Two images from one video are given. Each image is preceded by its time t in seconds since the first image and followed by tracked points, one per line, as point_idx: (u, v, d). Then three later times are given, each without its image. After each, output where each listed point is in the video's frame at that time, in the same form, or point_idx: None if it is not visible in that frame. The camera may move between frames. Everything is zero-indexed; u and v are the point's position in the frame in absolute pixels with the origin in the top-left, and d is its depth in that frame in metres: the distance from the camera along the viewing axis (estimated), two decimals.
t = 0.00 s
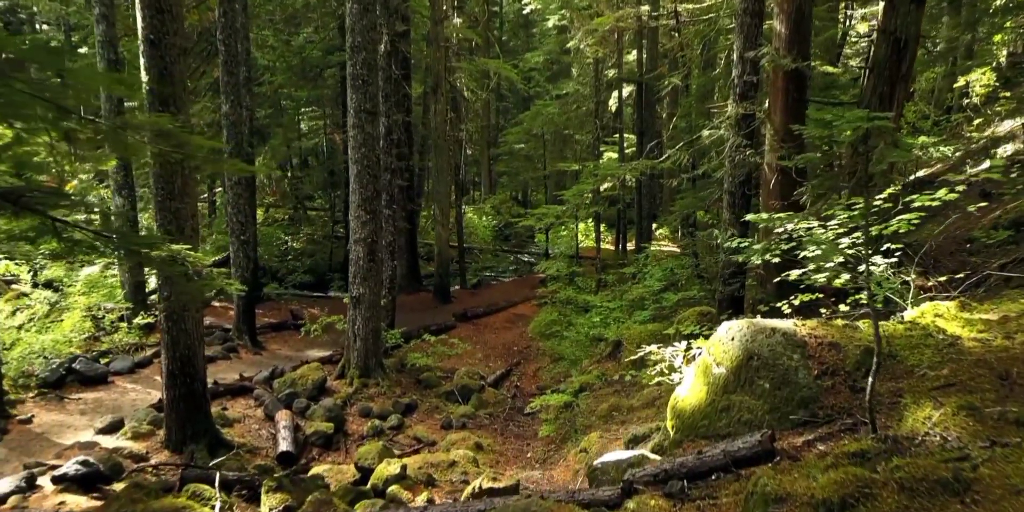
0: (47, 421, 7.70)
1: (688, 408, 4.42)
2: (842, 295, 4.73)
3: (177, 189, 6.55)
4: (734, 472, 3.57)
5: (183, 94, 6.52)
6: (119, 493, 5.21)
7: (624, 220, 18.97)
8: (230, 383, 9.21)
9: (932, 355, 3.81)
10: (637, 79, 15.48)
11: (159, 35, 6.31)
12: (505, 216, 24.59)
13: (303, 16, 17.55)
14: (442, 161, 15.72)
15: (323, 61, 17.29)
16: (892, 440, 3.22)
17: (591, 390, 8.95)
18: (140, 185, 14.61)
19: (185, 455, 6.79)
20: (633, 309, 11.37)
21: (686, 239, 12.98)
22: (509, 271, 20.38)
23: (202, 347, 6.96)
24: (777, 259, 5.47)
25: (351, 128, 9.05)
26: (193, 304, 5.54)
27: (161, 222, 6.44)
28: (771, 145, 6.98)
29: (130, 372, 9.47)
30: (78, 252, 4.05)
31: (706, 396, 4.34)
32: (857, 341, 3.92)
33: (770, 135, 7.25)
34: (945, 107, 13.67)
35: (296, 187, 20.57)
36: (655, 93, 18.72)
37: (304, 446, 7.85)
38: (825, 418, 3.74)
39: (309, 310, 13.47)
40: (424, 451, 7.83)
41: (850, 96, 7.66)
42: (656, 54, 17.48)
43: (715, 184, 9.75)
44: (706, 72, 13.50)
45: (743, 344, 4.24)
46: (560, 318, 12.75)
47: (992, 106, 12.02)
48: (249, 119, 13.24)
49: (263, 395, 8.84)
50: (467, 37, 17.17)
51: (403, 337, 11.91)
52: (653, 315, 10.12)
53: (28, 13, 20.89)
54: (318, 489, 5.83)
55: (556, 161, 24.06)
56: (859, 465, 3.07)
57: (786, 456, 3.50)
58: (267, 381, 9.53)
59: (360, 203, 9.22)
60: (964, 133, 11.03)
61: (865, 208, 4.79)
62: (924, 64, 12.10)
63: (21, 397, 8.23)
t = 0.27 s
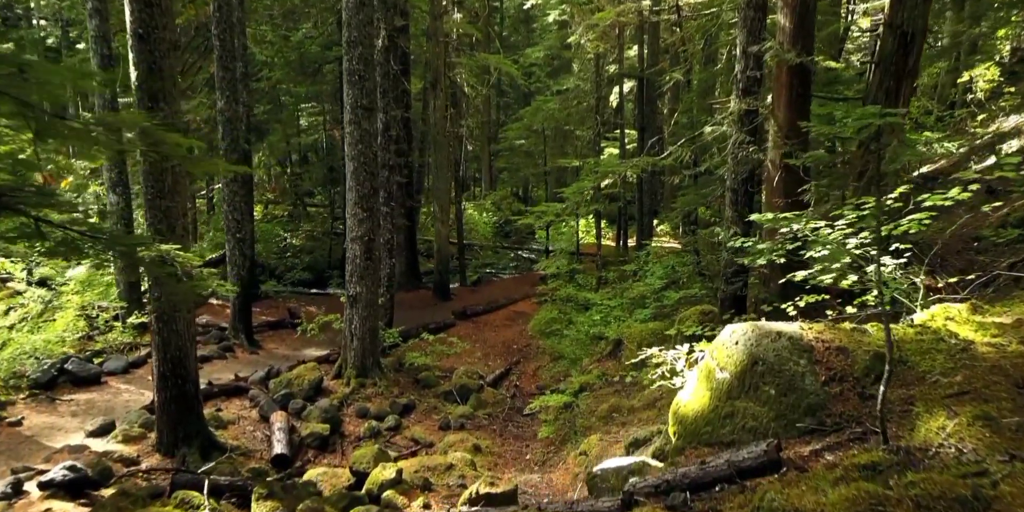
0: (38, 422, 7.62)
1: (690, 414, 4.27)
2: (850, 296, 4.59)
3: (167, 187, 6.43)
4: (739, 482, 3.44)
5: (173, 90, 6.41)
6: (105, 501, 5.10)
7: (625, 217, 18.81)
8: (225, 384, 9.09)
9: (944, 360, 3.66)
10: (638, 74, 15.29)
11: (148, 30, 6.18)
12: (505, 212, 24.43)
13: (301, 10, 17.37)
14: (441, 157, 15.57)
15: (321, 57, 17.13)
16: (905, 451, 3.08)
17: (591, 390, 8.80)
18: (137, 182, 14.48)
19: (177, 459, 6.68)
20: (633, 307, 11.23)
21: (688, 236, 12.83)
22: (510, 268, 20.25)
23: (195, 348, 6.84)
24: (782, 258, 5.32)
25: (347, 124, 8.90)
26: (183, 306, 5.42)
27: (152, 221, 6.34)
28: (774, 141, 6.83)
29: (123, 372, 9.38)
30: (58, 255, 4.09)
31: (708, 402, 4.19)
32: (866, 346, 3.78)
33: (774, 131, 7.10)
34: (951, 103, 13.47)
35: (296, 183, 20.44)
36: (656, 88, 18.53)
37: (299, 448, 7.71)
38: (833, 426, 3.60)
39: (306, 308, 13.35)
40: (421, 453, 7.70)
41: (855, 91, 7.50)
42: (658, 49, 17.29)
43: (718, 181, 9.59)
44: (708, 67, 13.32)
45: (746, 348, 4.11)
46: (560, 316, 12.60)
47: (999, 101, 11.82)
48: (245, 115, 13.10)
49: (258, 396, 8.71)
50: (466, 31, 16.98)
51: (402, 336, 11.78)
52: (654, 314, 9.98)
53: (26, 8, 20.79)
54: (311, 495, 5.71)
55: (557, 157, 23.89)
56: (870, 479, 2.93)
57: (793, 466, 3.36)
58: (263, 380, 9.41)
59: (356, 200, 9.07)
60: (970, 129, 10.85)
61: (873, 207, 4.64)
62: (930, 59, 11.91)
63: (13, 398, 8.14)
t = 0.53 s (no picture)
0: (26, 427, 7.42)
1: (695, 426, 4.06)
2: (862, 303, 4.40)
3: (156, 188, 6.23)
4: (747, 504, 3.26)
5: (161, 87, 6.21)
6: None
7: (626, 215, 18.61)
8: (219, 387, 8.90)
9: (964, 374, 3.48)
10: (640, 71, 15.07)
11: (135, 25, 6.00)
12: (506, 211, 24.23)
13: (298, 6, 17.15)
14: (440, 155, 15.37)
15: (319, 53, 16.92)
16: (926, 474, 2.90)
17: (592, 394, 8.62)
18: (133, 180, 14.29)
19: (167, 466, 6.50)
20: (635, 308, 11.04)
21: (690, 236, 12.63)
22: (510, 267, 20.06)
23: (185, 352, 6.66)
24: (789, 263, 5.13)
25: (343, 122, 8.73)
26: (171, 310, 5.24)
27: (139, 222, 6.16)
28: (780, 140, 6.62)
29: (116, 374, 9.16)
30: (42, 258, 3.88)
31: (713, 414, 3.98)
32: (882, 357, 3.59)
33: (780, 130, 6.90)
34: (958, 100, 13.26)
35: (294, 181, 20.24)
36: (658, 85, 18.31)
37: (293, 453, 7.53)
38: (847, 442, 3.42)
39: (303, 308, 13.17)
40: (418, 458, 7.52)
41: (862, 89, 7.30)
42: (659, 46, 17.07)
43: (722, 181, 9.39)
44: (711, 63, 13.10)
45: (754, 358, 3.91)
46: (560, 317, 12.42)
47: (1008, 99, 11.61)
48: (242, 112, 12.91)
49: (252, 400, 8.53)
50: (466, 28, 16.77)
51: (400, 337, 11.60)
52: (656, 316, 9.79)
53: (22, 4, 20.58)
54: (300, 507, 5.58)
55: (557, 155, 23.69)
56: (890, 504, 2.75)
57: (805, 487, 3.18)
58: (257, 383, 9.23)
59: (352, 200, 8.89)
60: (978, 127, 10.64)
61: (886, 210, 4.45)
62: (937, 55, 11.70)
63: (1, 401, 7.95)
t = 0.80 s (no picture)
0: (13, 433, 7.24)
1: (698, 439, 3.89)
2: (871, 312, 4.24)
3: (145, 189, 6.04)
4: None
5: (150, 86, 6.02)
6: None
7: (627, 216, 18.45)
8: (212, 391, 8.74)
9: (981, 387, 3.32)
10: (641, 70, 14.90)
11: (123, 22, 5.80)
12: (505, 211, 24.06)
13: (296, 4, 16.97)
14: (439, 154, 15.20)
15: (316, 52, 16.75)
16: (945, 498, 2.74)
17: (592, 399, 8.46)
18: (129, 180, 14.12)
19: (156, 474, 6.32)
20: (636, 311, 10.88)
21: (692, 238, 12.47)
22: (510, 268, 19.90)
23: (175, 357, 6.49)
24: (795, 269, 4.97)
25: (339, 121, 8.57)
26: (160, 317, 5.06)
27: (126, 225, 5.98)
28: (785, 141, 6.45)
29: (107, 378, 8.99)
30: (30, 263, 3.70)
31: (717, 427, 3.82)
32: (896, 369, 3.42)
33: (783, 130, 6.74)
34: (962, 100, 13.08)
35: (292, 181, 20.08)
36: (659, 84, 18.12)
37: (287, 460, 7.37)
38: (859, 459, 3.26)
39: (300, 310, 13.00)
40: (414, 466, 7.37)
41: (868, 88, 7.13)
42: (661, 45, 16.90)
43: (724, 182, 9.23)
44: (713, 62, 12.93)
45: (760, 370, 3.75)
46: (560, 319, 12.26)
47: (1014, 99, 11.44)
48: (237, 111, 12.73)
49: (246, 405, 8.37)
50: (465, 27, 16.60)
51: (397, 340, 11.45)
52: (657, 319, 9.62)
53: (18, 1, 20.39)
54: None
55: (557, 155, 23.51)
56: None
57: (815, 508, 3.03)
58: (251, 387, 9.06)
59: (347, 201, 8.73)
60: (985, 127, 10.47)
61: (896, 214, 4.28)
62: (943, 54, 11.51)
63: None
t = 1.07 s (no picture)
0: None
1: (701, 454, 3.71)
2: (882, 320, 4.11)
3: (132, 193, 5.89)
4: None
5: (138, 85, 5.84)
6: None
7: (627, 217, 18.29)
8: (204, 397, 8.57)
9: (1001, 404, 3.14)
10: (642, 70, 14.73)
11: (110, 20, 5.63)
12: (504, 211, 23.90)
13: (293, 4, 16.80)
14: (437, 155, 15.05)
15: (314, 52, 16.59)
16: None
17: (591, 406, 8.31)
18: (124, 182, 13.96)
19: (144, 485, 6.16)
20: (636, 315, 10.73)
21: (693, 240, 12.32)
22: (509, 270, 19.75)
23: (165, 364, 6.33)
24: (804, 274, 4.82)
25: (334, 122, 8.41)
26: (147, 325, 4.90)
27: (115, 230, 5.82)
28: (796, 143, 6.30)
29: (98, 384, 8.82)
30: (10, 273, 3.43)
31: (721, 441, 3.62)
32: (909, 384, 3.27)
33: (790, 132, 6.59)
34: (966, 100, 12.93)
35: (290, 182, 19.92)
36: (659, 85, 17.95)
37: (280, 469, 7.20)
38: (871, 478, 3.09)
39: (296, 313, 12.85)
40: (410, 475, 7.22)
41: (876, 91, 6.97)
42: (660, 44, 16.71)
43: (726, 185, 9.07)
44: (714, 63, 12.78)
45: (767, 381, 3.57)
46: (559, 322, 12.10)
47: (1019, 100, 11.28)
48: (233, 112, 12.58)
49: (239, 411, 8.20)
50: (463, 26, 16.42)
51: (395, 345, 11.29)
52: (658, 324, 9.48)
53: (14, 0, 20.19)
54: None
55: (557, 155, 23.38)
56: None
57: None
58: (244, 393, 8.88)
59: (343, 203, 8.58)
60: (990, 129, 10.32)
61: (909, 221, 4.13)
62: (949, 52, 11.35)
63: None
